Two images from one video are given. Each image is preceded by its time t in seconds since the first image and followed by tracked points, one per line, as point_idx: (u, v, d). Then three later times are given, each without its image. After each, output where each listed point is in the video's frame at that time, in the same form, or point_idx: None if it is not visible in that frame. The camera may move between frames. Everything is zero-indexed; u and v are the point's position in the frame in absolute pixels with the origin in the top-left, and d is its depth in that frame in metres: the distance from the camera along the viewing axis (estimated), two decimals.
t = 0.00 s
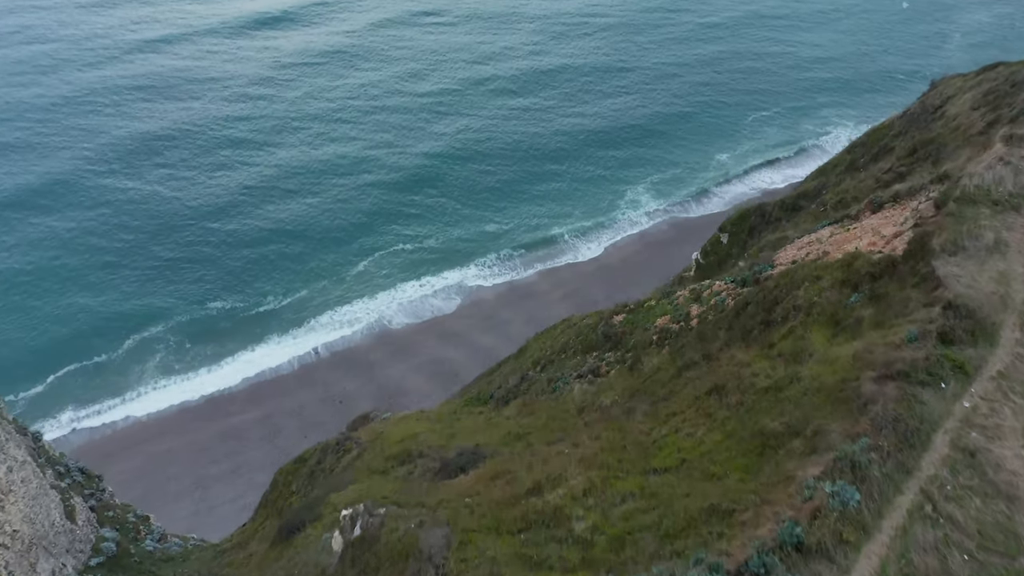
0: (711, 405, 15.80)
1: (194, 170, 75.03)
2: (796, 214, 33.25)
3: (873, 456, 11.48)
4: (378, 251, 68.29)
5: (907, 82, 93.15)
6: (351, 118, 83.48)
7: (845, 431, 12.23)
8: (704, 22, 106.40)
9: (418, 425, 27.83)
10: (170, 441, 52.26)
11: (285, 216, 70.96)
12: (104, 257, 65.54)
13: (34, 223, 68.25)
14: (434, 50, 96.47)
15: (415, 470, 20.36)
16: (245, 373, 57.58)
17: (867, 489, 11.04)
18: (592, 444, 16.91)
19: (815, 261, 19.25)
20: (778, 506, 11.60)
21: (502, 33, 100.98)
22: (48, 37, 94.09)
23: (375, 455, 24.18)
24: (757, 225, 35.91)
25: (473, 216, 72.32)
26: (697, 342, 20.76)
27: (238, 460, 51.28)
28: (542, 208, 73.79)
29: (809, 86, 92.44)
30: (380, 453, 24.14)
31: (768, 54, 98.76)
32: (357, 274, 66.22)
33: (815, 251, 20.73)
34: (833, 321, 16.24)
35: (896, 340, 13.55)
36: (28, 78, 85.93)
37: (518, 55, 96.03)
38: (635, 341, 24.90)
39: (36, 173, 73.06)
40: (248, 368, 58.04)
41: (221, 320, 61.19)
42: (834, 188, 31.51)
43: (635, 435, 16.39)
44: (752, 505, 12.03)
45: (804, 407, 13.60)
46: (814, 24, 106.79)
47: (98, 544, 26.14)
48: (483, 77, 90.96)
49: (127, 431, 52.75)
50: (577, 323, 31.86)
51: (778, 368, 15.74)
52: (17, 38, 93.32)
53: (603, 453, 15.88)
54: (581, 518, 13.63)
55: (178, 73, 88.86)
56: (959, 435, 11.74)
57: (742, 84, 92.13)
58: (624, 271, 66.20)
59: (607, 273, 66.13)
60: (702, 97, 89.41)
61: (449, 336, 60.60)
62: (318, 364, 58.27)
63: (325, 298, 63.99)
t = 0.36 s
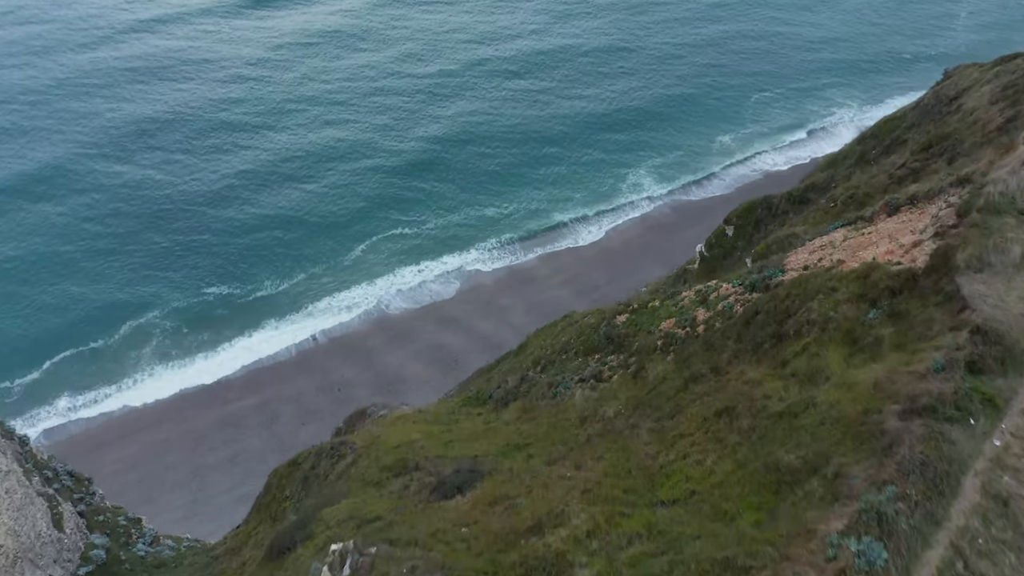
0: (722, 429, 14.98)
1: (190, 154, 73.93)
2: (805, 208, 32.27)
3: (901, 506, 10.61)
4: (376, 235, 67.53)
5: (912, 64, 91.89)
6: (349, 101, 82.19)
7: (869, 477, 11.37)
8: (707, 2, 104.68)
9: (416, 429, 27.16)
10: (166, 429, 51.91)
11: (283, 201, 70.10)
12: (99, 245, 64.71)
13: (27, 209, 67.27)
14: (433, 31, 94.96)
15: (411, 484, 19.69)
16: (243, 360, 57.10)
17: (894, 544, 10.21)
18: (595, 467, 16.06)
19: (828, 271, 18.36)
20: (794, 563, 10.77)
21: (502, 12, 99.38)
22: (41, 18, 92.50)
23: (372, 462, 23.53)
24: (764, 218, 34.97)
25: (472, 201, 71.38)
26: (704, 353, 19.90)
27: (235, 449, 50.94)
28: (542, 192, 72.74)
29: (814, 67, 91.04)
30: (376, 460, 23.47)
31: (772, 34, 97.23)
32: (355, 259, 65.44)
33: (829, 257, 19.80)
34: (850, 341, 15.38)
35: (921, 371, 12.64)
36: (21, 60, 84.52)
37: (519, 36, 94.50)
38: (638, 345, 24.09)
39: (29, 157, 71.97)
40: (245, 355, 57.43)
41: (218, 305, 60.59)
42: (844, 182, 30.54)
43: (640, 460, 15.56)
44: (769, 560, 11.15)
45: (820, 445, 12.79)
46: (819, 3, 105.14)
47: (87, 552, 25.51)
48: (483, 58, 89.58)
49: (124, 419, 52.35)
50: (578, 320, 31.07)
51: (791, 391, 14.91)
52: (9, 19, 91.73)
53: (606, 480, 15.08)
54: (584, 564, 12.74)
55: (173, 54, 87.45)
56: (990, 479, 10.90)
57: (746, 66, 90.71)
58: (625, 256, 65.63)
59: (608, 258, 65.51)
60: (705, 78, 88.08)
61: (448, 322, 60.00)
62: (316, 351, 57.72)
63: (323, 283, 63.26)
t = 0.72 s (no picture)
0: (734, 458, 14.22)
1: (185, 138, 72.85)
2: (814, 202, 31.29)
3: (931, 566, 9.92)
4: (375, 218, 66.77)
5: (918, 44, 90.54)
6: (346, 83, 80.89)
7: (896, 533, 10.65)
8: None
9: (415, 433, 26.49)
10: (163, 417, 51.35)
11: (281, 186, 69.20)
12: (94, 231, 63.86)
13: (21, 195, 66.32)
14: (432, 11, 93.48)
15: (407, 502, 19.06)
16: (241, 346, 56.51)
17: None
18: (599, 494, 15.31)
19: (845, 282, 17.44)
20: None
21: None
22: None
23: (369, 470, 22.91)
24: (771, 211, 33.99)
25: (472, 183, 70.45)
26: (712, 365, 19.10)
27: (233, 436, 50.48)
28: (543, 175, 71.70)
29: (819, 47, 89.62)
30: (372, 470, 22.77)
31: (777, 13, 95.71)
32: (353, 243, 64.69)
33: (844, 265, 18.97)
34: (870, 364, 14.57)
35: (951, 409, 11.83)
36: (13, 41, 83.07)
37: (519, 16, 93.03)
38: (642, 349, 23.31)
39: (22, 142, 70.88)
40: (242, 342, 56.79)
41: (215, 291, 59.98)
42: (855, 177, 29.57)
43: (646, 487, 14.88)
44: None
45: (841, 485, 12.06)
46: None
47: (77, 562, 24.96)
48: (483, 38, 88.22)
49: (120, 405, 51.90)
50: (580, 319, 30.29)
51: (808, 418, 14.13)
52: None
53: (612, 514, 14.39)
54: None
55: (168, 35, 86.04)
56: None
57: (750, 46, 89.30)
58: (626, 239, 64.80)
59: (609, 241, 64.71)
60: (708, 58, 86.71)
61: (448, 307, 59.28)
62: (314, 337, 57.08)
63: (322, 268, 62.53)
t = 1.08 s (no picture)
0: (746, 497, 13.49)
1: (180, 122, 71.72)
2: (826, 198, 30.27)
3: None
4: (373, 201, 66.01)
5: (925, 25, 89.19)
6: (344, 65, 79.56)
7: None
8: None
9: (412, 440, 25.81)
10: (159, 406, 50.79)
11: (279, 170, 68.25)
12: (88, 217, 63.01)
13: (14, 181, 65.36)
14: None
15: (401, 523, 18.49)
16: (237, 333, 55.83)
17: None
18: (604, 530, 14.65)
19: (862, 299, 16.58)
20: None
21: None
22: None
23: (364, 483, 22.25)
24: (781, 207, 32.94)
25: (471, 167, 69.54)
26: (721, 383, 18.30)
27: (231, 425, 49.94)
28: (544, 160, 70.63)
29: (824, 28, 88.22)
30: (366, 484, 22.03)
31: None
32: (351, 227, 63.99)
33: (861, 279, 18.10)
34: (891, 395, 13.77)
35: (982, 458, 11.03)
36: (5, 24, 81.76)
37: None
38: (647, 358, 22.52)
39: (15, 126, 69.79)
40: (240, 330, 56.11)
41: (211, 276, 59.32)
42: (866, 176, 28.61)
43: (653, 522, 14.26)
44: None
45: (863, 537, 11.31)
46: None
47: (66, 572, 24.40)
48: (483, 20, 86.93)
49: (117, 393, 51.35)
50: (582, 319, 29.53)
51: (825, 453, 13.36)
52: None
53: (618, 557, 13.82)
54: None
55: (162, 18, 84.75)
56: None
57: (754, 27, 87.89)
58: (628, 224, 63.97)
59: (610, 225, 63.93)
60: (712, 39, 85.36)
61: (447, 293, 58.55)
62: (312, 324, 56.41)
63: (319, 253, 61.81)
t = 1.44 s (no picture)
0: (758, 541, 12.79)
1: (175, 106, 70.61)
2: (835, 196, 29.38)
3: None
4: (371, 185, 65.24)
5: (931, 7, 87.89)
6: (341, 48, 78.29)
7: None
8: None
9: (409, 449, 25.19)
10: (155, 396, 50.37)
11: (275, 156, 67.31)
12: (82, 204, 62.18)
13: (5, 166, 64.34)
14: None
15: (397, 550, 18.12)
16: (233, 321, 55.23)
17: None
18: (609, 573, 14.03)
19: (879, 321, 15.76)
20: None
21: None
22: None
23: (359, 500, 21.58)
24: (789, 205, 31.99)
25: (470, 150, 68.60)
26: (730, 404, 17.51)
27: (228, 416, 49.56)
28: (544, 144, 69.60)
29: (829, 10, 86.93)
30: (361, 501, 21.44)
31: None
32: (349, 211, 63.17)
33: (877, 297, 17.29)
34: (913, 433, 12.98)
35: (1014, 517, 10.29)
36: None
37: None
38: (651, 370, 21.77)
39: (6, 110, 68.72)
40: (237, 317, 55.49)
41: (207, 263, 58.60)
42: (878, 176, 27.75)
43: (660, 564, 13.64)
44: None
45: None
46: None
47: None
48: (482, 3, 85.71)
49: (113, 384, 50.80)
50: (583, 320, 28.83)
51: (843, 497, 12.63)
52: None
53: None
54: None
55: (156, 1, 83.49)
56: None
57: (757, 9, 86.65)
58: (628, 210, 63.43)
59: (610, 212, 63.31)
60: (714, 21, 84.14)
61: (446, 281, 58.00)
62: (310, 311, 55.89)
63: (316, 239, 61.04)
